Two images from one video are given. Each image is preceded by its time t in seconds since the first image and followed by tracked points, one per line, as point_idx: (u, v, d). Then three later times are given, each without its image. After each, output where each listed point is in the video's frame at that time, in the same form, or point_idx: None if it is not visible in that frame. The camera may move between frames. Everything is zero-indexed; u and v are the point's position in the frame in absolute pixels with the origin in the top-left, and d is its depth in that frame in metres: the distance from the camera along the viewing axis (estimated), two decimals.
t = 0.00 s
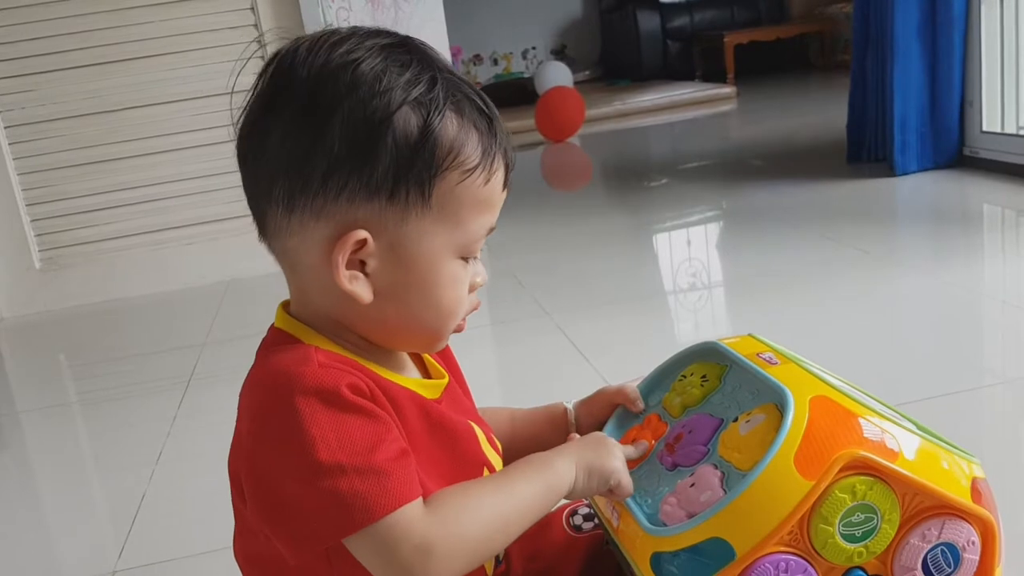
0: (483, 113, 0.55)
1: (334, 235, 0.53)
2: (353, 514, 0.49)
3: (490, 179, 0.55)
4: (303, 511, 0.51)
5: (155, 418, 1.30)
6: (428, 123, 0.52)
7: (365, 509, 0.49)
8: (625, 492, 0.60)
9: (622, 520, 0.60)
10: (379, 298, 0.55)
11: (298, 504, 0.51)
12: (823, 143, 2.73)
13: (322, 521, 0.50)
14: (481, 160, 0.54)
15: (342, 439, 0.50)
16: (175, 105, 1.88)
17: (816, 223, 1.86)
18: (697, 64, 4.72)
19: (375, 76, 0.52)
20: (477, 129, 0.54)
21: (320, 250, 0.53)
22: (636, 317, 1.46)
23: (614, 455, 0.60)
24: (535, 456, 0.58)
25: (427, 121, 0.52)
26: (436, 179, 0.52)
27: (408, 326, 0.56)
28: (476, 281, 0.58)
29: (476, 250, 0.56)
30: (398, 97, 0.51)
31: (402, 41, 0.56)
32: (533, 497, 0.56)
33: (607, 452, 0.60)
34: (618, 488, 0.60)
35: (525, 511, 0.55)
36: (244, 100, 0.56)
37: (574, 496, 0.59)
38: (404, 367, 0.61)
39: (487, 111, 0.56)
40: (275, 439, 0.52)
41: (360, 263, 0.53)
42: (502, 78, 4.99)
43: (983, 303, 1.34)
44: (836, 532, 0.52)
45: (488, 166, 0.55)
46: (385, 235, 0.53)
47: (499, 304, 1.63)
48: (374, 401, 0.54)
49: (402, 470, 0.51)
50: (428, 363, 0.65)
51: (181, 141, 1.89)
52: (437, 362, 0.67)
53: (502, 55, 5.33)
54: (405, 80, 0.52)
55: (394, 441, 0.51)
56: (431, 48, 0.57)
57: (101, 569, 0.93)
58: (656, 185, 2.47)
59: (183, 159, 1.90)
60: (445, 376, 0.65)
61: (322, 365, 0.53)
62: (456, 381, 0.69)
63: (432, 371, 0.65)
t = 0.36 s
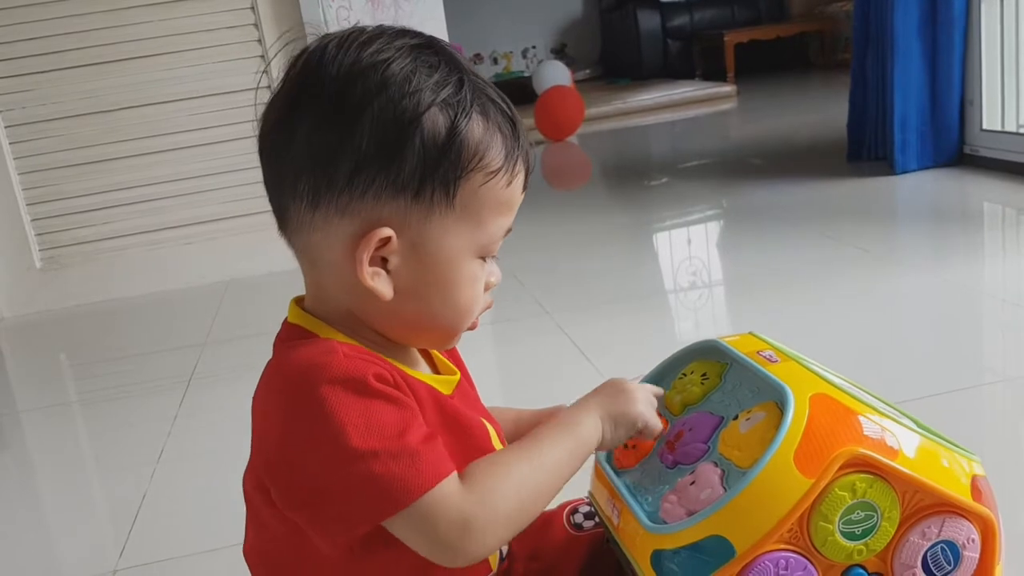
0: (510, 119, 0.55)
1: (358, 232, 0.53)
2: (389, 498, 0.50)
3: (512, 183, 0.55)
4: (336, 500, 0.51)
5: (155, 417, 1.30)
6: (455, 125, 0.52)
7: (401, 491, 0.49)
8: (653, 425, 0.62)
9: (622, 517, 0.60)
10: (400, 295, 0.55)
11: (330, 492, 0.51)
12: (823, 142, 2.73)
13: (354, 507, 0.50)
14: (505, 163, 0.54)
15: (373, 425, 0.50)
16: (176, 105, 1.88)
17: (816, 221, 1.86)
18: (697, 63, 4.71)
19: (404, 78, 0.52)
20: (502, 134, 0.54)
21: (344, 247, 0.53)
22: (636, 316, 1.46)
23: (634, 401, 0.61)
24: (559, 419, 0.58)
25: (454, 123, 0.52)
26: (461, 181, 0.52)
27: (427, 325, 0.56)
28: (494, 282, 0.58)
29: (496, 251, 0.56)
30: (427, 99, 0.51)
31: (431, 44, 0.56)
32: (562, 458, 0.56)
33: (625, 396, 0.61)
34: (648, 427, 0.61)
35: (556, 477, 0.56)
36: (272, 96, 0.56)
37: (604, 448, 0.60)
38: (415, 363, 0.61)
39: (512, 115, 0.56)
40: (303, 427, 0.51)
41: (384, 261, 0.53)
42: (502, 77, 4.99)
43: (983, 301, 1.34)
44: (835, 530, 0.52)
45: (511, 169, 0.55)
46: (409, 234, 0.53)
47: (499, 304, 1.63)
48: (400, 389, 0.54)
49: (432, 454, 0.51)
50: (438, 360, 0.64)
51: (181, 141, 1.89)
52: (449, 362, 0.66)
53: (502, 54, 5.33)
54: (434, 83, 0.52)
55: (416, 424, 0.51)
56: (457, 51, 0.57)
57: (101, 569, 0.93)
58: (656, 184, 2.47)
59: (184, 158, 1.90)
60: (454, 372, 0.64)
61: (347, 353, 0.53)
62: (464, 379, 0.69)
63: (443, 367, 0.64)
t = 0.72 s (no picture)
0: (511, 88, 0.56)
1: (367, 199, 0.53)
2: (381, 481, 0.49)
3: (517, 148, 0.56)
4: (334, 483, 0.50)
5: (155, 415, 1.30)
6: (460, 90, 0.52)
7: (399, 481, 0.49)
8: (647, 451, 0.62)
9: (620, 512, 0.61)
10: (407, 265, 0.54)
11: (329, 474, 0.51)
12: (823, 142, 2.73)
13: (349, 491, 0.50)
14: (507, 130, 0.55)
15: (377, 407, 0.50)
16: (175, 103, 1.88)
17: (816, 221, 1.87)
18: (698, 63, 4.72)
19: (408, 46, 0.52)
20: (504, 101, 0.55)
21: (352, 216, 0.53)
22: (636, 316, 1.46)
23: (632, 421, 0.62)
24: (559, 430, 0.60)
25: (459, 89, 0.52)
26: (467, 145, 0.53)
27: (435, 298, 0.56)
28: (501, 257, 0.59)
29: (503, 222, 0.57)
30: (431, 65, 0.52)
31: (432, 19, 0.56)
32: (559, 467, 0.57)
33: (624, 415, 0.62)
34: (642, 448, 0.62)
35: (551, 483, 0.57)
36: (278, 76, 0.56)
37: (602, 463, 0.61)
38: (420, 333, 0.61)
39: (513, 85, 0.57)
40: (306, 408, 0.51)
41: (393, 231, 0.53)
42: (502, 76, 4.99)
43: (982, 301, 1.34)
44: (833, 526, 0.52)
45: (514, 135, 0.55)
46: (418, 201, 0.53)
47: (499, 303, 1.63)
48: (406, 370, 0.54)
49: (436, 439, 0.51)
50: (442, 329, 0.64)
51: (181, 139, 1.89)
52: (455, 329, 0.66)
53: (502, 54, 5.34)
54: (438, 51, 0.53)
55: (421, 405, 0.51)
56: (456, 27, 0.58)
57: (100, 565, 0.93)
58: (656, 183, 2.47)
59: (183, 156, 1.90)
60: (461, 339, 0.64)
61: (353, 336, 0.53)
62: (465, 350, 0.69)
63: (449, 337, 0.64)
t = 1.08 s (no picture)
0: (432, 41, 0.55)
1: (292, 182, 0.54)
2: (386, 494, 0.49)
3: (438, 99, 0.53)
4: (341, 488, 0.51)
5: (153, 414, 1.30)
6: (361, 53, 0.52)
7: (404, 494, 0.50)
8: (638, 459, 0.63)
9: (620, 520, 0.60)
10: (345, 240, 0.55)
11: (337, 480, 0.51)
12: (822, 144, 2.73)
13: (351, 496, 0.50)
14: (422, 83, 0.53)
15: (382, 418, 0.50)
16: (175, 102, 1.88)
17: (815, 224, 1.87)
18: (697, 64, 4.72)
19: (312, 22, 0.54)
20: (416, 55, 0.53)
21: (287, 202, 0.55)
22: (635, 318, 1.46)
23: (625, 433, 0.62)
24: (557, 443, 0.60)
25: (361, 51, 0.52)
26: (371, 107, 0.52)
27: (390, 271, 0.56)
28: (468, 215, 0.57)
29: (448, 177, 0.55)
30: (328, 34, 0.53)
31: None
32: (554, 482, 0.58)
33: (616, 427, 0.62)
34: (628, 458, 0.62)
35: (545, 499, 0.57)
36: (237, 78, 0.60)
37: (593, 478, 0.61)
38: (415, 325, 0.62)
39: (441, 38, 0.55)
40: (315, 412, 0.51)
41: (322, 207, 0.54)
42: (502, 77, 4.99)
43: (980, 304, 1.34)
44: (839, 521, 0.53)
45: (434, 86, 0.53)
46: (335, 172, 0.53)
47: (497, 304, 1.64)
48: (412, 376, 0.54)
49: (440, 450, 0.51)
50: (435, 318, 0.65)
51: (180, 138, 1.89)
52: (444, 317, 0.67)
53: (502, 54, 5.34)
54: (341, 20, 0.54)
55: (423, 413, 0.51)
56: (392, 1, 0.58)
57: (98, 564, 0.93)
58: (655, 185, 2.47)
59: (182, 156, 1.90)
60: (454, 326, 0.65)
61: (358, 340, 0.53)
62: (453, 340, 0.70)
63: (440, 324, 0.65)
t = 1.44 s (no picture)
0: (316, 28, 0.55)
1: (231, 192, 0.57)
2: (367, 478, 0.50)
3: (315, 80, 0.53)
4: (327, 476, 0.52)
5: (154, 411, 1.31)
6: (249, 58, 0.54)
7: (385, 476, 0.50)
8: (636, 460, 0.64)
9: (619, 522, 0.61)
10: (283, 237, 0.57)
11: (325, 469, 0.52)
12: (823, 152, 2.75)
13: (335, 479, 0.51)
14: (297, 70, 0.53)
15: (358, 402, 0.51)
16: (179, 102, 1.89)
17: (814, 231, 1.88)
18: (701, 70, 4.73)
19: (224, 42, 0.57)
20: (293, 45, 0.54)
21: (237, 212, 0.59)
22: (634, 321, 1.47)
23: (625, 433, 0.64)
24: (557, 435, 0.61)
25: (249, 56, 0.54)
26: (260, 104, 0.54)
27: (323, 261, 0.56)
28: (392, 188, 0.54)
29: (352, 155, 0.54)
30: (227, 47, 0.56)
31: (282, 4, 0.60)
32: (552, 474, 0.59)
33: (615, 427, 0.64)
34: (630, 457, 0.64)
35: (540, 488, 0.58)
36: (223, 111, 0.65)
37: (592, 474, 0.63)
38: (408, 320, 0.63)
39: (331, 23, 0.55)
40: (299, 397, 0.53)
41: (258, 210, 0.57)
42: (506, 80, 5.00)
43: (977, 313, 1.35)
44: (835, 524, 0.54)
45: (310, 71, 0.53)
46: (255, 175, 0.56)
47: (498, 306, 1.65)
48: (400, 365, 0.55)
49: (425, 436, 0.52)
50: (428, 312, 0.66)
51: (185, 138, 1.91)
52: (430, 305, 0.68)
53: (506, 57, 5.35)
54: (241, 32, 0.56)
55: (403, 398, 0.52)
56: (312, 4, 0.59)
57: (99, 559, 0.94)
58: (656, 190, 2.48)
59: (185, 155, 1.92)
60: (446, 319, 0.66)
61: (343, 330, 0.54)
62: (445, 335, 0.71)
63: (433, 317, 0.66)
